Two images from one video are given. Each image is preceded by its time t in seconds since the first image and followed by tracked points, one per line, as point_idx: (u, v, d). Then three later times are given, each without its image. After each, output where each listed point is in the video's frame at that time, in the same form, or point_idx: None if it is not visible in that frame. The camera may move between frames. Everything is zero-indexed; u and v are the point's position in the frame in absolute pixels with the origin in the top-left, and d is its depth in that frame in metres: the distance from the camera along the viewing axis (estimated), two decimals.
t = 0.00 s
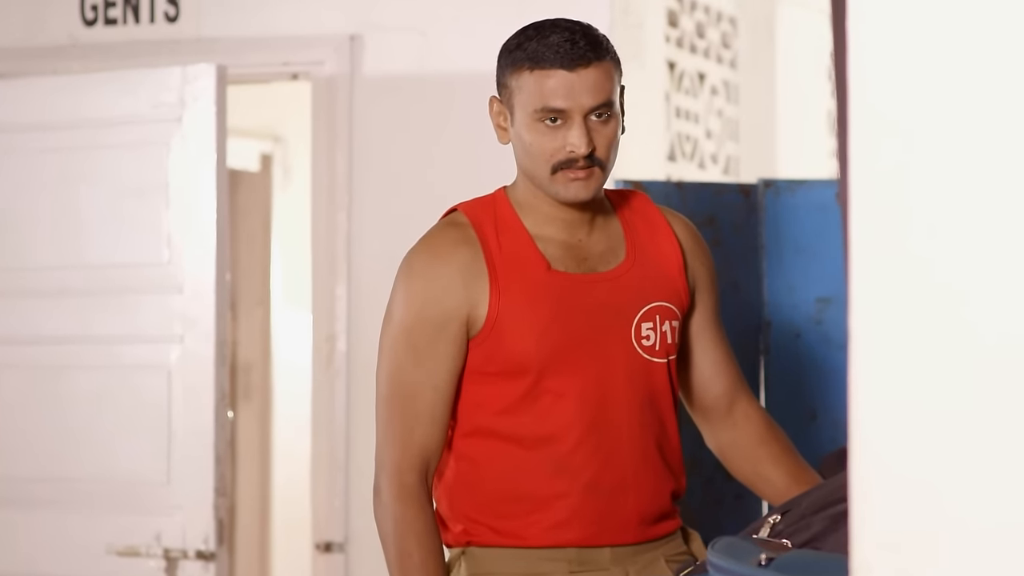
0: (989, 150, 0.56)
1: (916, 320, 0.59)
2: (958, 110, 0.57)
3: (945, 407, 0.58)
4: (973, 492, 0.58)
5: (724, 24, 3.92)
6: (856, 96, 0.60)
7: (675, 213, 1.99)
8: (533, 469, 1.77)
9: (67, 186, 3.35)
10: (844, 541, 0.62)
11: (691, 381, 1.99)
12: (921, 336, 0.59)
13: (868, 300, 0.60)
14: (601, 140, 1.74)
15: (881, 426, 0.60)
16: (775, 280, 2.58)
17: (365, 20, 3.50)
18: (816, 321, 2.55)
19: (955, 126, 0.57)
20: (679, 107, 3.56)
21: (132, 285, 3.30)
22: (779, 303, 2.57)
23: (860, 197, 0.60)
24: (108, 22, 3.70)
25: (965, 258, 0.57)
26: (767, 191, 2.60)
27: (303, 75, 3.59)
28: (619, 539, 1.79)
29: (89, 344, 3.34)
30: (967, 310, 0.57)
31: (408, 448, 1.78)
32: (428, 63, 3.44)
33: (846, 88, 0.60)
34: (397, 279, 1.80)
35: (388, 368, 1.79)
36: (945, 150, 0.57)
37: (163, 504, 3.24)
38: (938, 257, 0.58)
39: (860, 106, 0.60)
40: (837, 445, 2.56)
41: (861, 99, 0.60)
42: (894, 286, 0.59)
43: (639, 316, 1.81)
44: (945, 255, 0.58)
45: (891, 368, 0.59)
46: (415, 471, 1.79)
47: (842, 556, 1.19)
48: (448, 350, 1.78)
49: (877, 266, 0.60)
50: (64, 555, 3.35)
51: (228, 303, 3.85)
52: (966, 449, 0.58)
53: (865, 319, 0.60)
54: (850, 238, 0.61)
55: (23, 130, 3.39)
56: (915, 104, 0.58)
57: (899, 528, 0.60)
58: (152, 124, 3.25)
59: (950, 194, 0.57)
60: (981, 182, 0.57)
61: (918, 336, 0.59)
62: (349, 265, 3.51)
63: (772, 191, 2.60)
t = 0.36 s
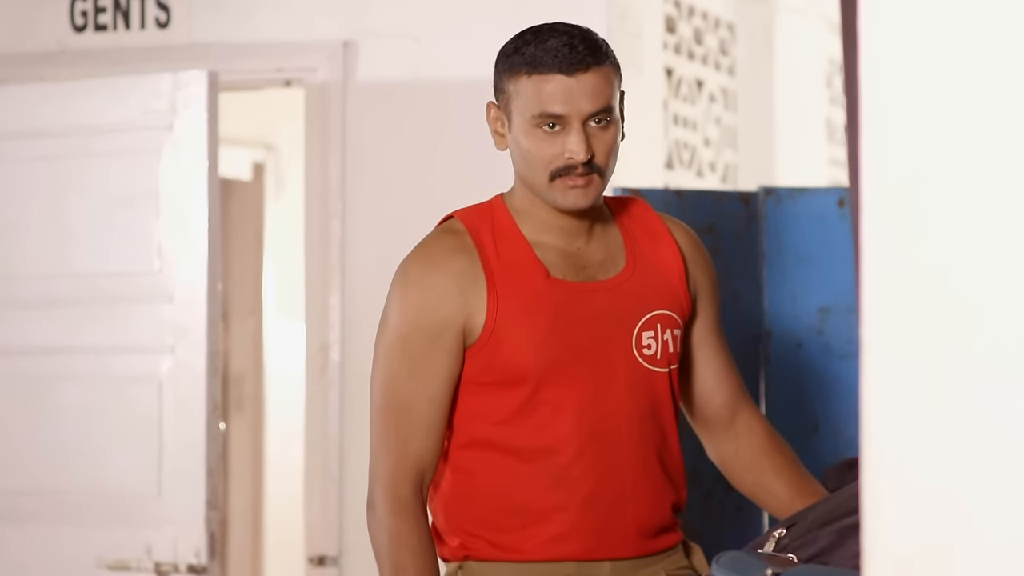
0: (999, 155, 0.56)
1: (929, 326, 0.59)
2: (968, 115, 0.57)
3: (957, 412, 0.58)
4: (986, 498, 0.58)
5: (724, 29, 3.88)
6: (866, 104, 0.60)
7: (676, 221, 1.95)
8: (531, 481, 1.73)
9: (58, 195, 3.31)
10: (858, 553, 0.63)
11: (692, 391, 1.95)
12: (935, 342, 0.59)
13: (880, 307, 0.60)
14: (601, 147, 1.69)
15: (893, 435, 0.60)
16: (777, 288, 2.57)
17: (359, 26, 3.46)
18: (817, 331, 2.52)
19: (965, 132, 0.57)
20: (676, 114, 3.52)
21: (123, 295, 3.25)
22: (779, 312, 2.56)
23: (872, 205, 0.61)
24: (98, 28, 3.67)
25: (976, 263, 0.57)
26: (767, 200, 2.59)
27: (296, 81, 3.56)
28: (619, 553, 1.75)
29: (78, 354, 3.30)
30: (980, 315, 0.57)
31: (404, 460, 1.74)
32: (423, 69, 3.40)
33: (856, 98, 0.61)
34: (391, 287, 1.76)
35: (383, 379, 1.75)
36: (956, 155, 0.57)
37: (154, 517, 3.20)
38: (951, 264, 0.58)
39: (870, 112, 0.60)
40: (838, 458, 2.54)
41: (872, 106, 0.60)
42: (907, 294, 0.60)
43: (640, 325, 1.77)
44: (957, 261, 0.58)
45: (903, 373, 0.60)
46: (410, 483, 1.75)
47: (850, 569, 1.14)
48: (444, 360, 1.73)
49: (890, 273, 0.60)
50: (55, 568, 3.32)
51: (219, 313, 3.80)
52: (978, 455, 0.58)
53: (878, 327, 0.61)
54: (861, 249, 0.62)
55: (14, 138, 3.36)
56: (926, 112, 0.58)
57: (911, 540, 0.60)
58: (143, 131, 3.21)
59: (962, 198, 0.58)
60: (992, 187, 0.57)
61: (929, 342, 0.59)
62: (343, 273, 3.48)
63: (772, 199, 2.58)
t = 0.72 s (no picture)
0: None
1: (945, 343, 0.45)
2: (977, 93, 0.44)
3: (970, 423, 0.45)
4: (1004, 517, 0.45)
5: (723, 39, 3.87)
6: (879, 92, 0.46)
7: (679, 229, 1.92)
8: (532, 494, 1.69)
9: (50, 206, 3.27)
10: None
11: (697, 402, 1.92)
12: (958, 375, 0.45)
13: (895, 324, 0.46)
14: (597, 158, 1.65)
15: None
16: (779, 300, 2.55)
17: (354, 35, 3.44)
18: (820, 343, 2.50)
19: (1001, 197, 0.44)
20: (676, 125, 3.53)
21: (114, 307, 3.21)
22: (782, 323, 2.54)
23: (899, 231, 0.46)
24: (90, 37, 3.65)
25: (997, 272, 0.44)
26: (768, 211, 2.57)
27: (290, 91, 3.54)
28: (621, 568, 1.72)
29: (69, 368, 3.25)
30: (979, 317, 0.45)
31: (401, 473, 1.70)
32: (420, 79, 3.36)
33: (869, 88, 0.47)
34: (389, 297, 1.72)
35: (380, 390, 1.71)
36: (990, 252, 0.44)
37: (147, 533, 3.16)
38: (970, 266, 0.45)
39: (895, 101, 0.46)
40: (840, 473, 2.51)
41: (888, 94, 0.46)
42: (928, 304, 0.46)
43: (644, 335, 1.74)
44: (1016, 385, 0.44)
45: (916, 396, 0.46)
46: (408, 497, 1.70)
47: None
48: (443, 371, 1.70)
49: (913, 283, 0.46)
50: None
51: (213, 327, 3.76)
52: (989, 478, 0.45)
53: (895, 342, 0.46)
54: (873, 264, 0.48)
55: (5, 148, 3.32)
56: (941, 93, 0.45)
57: None
58: (135, 142, 3.17)
59: (971, 188, 0.44)
60: None
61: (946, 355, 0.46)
62: (338, 287, 3.44)
63: (774, 210, 2.57)
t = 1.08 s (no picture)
0: None
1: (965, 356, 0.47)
2: (987, 151, 0.46)
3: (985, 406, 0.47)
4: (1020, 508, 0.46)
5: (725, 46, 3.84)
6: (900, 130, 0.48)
7: (685, 240, 1.88)
8: (537, 509, 1.66)
9: (45, 216, 3.22)
10: None
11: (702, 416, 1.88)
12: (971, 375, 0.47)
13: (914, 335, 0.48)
14: (597, 165, 1.60)
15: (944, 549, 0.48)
16: (784, 312, 2.50)
17: (352, 42, 3.41)
18: (826, 355, 2.47)
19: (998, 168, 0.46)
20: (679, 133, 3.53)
21: (108, 319, 3.17)
22: (787, 336, 2.49)
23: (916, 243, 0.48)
24: (85, 45, 3.63)
25: (998, 266, 0.46)
26: (773, 221, 2.52)
27: (287, 100, 3.52)
28: None
29: (65, 381, 3.21)
30: (991, 322, 0.46)
31: (403, 490, 1.66)
32: (418, 87, 3.33)
33: (889, 118, 0.49)
34: (390, 309, 1.69)
35: (382, 404, 1.67)
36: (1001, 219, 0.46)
37: (143, 548, 3.12)
38: (978, 268, 0.46)
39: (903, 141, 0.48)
40: (847, 487, 2.45)
41: (907, 129, 0.48)
42: (945, 305, 0.47)
43: (649, 347, 1.70)
44: None
45: (929, 404, 0.48)
46: (410, 514, 1.66)
47: None
48: (446, 384, 1.66)
49: (928, 297, 0.48)
50: None
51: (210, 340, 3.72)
52: (996, 468, 0.47)
53: (911, 354, 0.48)
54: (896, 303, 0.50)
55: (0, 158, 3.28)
56: (962, 155, 0.47)
57: None
58: (130, 151, 3.14)
59: (990, 199, 0.46)
60: None
61: (962, 373, 0.47)
62: (336, 299, 3.41)
63: (779, 220, 2.52)
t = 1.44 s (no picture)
0: None
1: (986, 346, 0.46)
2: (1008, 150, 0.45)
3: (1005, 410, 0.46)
4: None
5: (730, 52, 3.84)
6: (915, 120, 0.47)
7: (692, 246, 1.84)
8: (541, 520, 1.61)
9: (40, 223, 3.19)
10: None
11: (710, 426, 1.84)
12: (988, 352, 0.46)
13: (934, 334, 0.48)
14: (606, 164, 1.56)
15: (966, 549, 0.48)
16: (791, 319, 2.48)
17: (351, 46, 3.37)
18: (834, 364, 2.44)
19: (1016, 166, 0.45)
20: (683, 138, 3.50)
21: (104, 327, 3.13)
22: (794, 344, 2.47)
23: (930, 225, 0.47)
24: (80, 49, 3.59)
25: (1002, 253, 0.46)
26: (781, 226, 2.50)
27: (286, 104, 3.48)
28: None
29: (60, 391, 3.18)
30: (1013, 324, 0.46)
31: (404, 501, 1.61)
32: (421, 91, 3.30)
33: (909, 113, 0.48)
34: (390, 316, 1.65)
35: (382, 413, 1.63)
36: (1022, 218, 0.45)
37: (137, 560, 3.07)
38: (994, 262, 0.46)
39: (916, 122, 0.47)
40: (854, 497, 2.42)
41: (928, 123, 0.47)
42: (967, 306, 0.47)
43: (655, 355, 1.66)
44: None
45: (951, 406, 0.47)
46: (411, 525, 1.61)
47: None
48: (447, 394, 1.62)
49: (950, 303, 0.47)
50: None
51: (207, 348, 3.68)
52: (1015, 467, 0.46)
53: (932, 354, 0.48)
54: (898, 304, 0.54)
55: None
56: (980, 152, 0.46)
57: None
58: (125, 156, 3.10)
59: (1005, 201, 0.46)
60: None
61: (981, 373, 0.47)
62: (335, 307, 3.36)
63: (786, 226, 2.50)
